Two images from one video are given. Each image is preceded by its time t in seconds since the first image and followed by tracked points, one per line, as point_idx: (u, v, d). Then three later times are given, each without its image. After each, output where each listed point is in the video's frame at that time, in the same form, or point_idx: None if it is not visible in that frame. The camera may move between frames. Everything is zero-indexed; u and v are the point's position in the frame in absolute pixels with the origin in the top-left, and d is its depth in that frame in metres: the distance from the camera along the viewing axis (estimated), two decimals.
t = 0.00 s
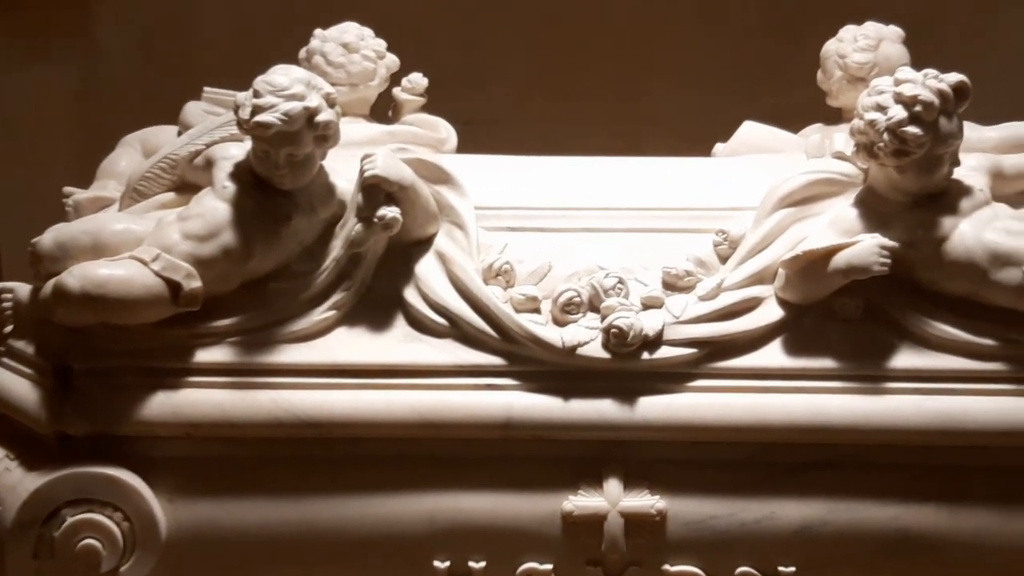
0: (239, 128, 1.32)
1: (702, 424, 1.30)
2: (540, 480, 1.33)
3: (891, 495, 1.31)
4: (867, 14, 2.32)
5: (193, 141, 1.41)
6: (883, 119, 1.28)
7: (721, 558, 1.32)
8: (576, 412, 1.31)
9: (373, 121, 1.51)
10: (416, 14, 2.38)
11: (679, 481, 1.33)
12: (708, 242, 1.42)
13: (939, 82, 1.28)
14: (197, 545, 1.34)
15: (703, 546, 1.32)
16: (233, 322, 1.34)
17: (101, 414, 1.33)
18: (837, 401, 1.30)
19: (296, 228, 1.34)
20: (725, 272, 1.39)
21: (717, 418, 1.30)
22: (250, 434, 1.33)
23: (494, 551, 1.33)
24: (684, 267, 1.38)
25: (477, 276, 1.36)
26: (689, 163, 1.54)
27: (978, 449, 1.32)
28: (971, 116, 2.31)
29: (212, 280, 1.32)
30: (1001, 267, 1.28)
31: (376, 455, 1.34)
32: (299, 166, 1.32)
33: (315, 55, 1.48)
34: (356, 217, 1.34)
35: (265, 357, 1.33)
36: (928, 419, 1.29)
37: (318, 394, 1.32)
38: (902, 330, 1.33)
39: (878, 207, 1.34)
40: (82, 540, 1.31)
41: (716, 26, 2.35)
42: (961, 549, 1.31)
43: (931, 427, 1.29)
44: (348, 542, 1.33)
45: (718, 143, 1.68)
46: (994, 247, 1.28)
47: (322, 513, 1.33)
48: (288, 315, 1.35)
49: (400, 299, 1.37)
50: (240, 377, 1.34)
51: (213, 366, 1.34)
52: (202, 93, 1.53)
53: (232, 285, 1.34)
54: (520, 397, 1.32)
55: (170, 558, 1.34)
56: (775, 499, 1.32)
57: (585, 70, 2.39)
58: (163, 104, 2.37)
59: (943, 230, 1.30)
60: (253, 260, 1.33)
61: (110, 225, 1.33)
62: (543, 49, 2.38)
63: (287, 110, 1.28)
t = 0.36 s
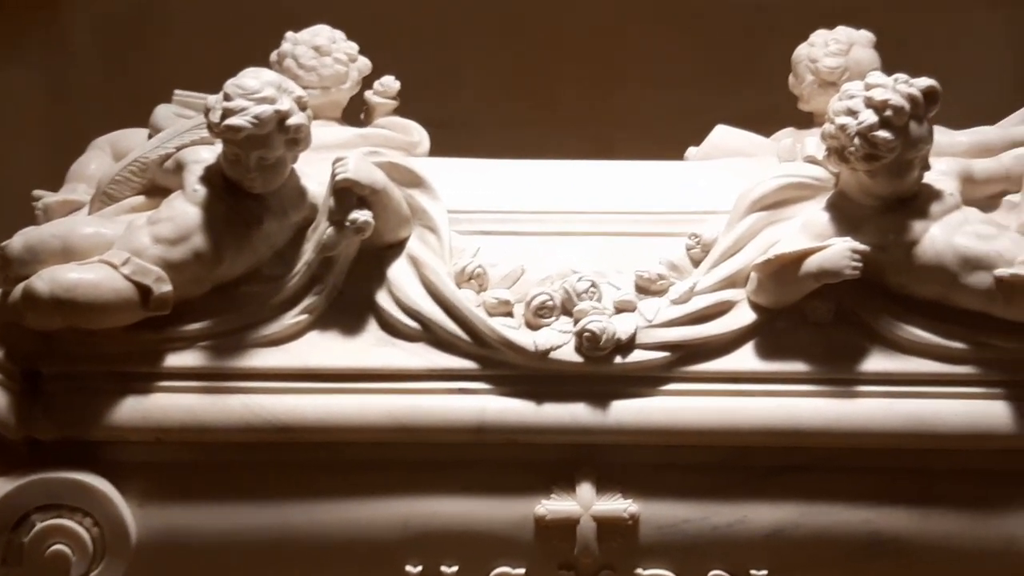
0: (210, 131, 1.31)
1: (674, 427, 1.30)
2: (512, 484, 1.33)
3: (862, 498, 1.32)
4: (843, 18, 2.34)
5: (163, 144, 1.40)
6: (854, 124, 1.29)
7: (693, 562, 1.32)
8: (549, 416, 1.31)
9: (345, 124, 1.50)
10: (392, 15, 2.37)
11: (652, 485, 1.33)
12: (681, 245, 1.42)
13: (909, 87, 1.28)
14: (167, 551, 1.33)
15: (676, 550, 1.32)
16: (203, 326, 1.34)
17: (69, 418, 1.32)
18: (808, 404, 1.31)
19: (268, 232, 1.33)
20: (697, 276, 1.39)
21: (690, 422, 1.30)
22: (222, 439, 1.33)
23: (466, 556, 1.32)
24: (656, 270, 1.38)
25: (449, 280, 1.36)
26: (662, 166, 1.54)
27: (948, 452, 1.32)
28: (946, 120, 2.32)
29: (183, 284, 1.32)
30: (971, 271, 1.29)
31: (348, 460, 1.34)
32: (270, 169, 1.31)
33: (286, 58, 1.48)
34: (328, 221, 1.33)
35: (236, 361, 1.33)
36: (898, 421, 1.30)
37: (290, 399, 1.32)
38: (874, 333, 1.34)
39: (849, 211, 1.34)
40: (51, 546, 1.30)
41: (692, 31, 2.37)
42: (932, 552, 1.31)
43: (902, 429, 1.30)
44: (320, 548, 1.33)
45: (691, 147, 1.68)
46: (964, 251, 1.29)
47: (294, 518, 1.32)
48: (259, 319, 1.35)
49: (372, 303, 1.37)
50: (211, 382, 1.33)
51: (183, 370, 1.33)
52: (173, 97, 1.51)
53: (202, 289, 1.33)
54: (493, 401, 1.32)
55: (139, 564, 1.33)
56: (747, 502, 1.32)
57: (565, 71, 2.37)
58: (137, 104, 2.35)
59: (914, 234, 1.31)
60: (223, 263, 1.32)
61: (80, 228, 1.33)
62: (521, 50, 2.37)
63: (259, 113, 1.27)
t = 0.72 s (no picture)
0: (145, 132, 1.29)
1: (613, 429, 1.30)
2: (450, 487, 1.32)
3: (800, 499, 1.32)
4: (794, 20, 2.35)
5: (97, 146, 1.39)
6: (791, 127, 1.30)
7: (633, 563, 1.32)
8: (488, 418, 1.31)
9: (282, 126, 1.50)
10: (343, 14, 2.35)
11: (592, 487, 1.33)
12: (621, 248, 1.43)
13: (845, 90, 1.29)
14: (102, 557, 1.31)
15: (616, 552, 1.32)
16: (139, 329, 1.32)
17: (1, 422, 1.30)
18: (746, 405, 1.31)
19: (204, 235, 1.32)
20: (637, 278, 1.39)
21: (629, 423, 1.31)
22: (158, 443, 1.31)
23: (405, 560, 1.32)
24: (596, 273, 1.38)
25: (388, 283, 1.35)
26: (602, 169, 1.54)
27: (885, 453, 1.33)
28: (894, 122, 2.34)
29: (119, 288, 1.30)
30: (906, 272, 1.30)
31: (286, 464, 1.33)
32: (205, 171, 1.30)
33: (222, 59, 1.46)
34: (266, 223, 1.32)
35: (172, 365, 1.31)
36: (836, 422, 1.30)
37: (227, 403, 1.31)
38: (811, 334, 1.34)
39: (786, 214, 1.35)
40: None
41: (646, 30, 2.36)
42: (869, 553, 1.32)
43: (840, 430, 1.30)
44: (258, 553, 1.31)
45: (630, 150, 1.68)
46: (899, 253, 1.30)
47: (231, 524, 1.31)
48: (196, 322, 1.34)
49: (310, 306, 1.36)
50: (148, 386, 1.32)
51: (118, 374, 1.32)
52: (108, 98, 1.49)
53: (138, 292, 1.32)
54: (433, 404, 1.31)
55: (73, 571, 1.31)
56: (686, 504, 1.32)
57: (518, 72, 2.37)
58: (84, 103, 2.31)
59: (850, 236, 1.32)
60: (159, 265, 1.31)
61: (12, 230, 1.31)
62: (474, 50, 2.37)
63: (194, 114, 1.26)
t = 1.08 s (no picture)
0: (74, 131, 1.27)
1: (548, 428, 1.30)
2: (384, 488, 1.32)
3: (734, 497, 1.33)
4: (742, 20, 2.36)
5: (25, 144, 1.36)
6: (724, 126, 1.30)
7: (568, 562, 1.32)
8: (423, 417, 1.31)
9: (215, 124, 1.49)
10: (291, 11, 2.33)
11: (527, 487, 1.32)
12: (556, 247, 1.43)
13: (778, 90, 1.30)
14: (30, 560, 1.29)
15: (550, 551, 1.32)
16: (68, 329, 1.31)
17: None
18: (680, 404, 1.32)
19: (134, 235, 1.31)
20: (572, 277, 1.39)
21: (563, 422, 1.31)
22: (88, 445, 1.30)
23: (340, 561, 1.31)
24: (531, 272, 1.38)
25: (322, 282, 1.34)
26: (538, 168, 1.54)
27: (817, 450, 1.34)
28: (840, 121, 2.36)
29: (47, 288, 1.28)
30: (838, 271, 1.31)
31: (219, 465, 1.32)
32: (136, 170, 1.29)
33: (153, 56, 1.45)
34: (198, 223, 1.31)
35: (101, 366, 1.30)
36: (769, 420, 1.31)
37: (158, 403, 1.30)
38: (745, 333, 1.35)
39: (720, 213, 1.36)
40: None
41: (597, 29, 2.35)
42: (802, 550, 1.33)
43: (771, 427, 1.31)
44: (190, 555, 1.30)
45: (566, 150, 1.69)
46: (831, 252, 1.31)
47: (161, 526, 1.29)
48: (126, 323, 1.32)
49: (243, 305, 1.35)
50: (77, 387, 1.30)
51: (47, 375, 1.30)
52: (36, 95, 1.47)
53: (67, 293, 1.30)
54: (366, 404, 1.31)
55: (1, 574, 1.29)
56: (620, 502, 1.32)
57: (469, 71, 2.36)
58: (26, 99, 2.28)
59: (783, 235, 1.32)
60: (88, 265, 1.29)
61: None
62: (424, 49, 2.35)
63: (124, 112, 1.24)
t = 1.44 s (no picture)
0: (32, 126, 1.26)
1: (511, 425, 1.30)
2: (346, 486, 1.31)
3: (697, 492, 1.33)
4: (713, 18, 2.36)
5: None
6: (687, 123, 1.29)
7: (532, 558, 1.32)
8: (386, 415, 1.30)
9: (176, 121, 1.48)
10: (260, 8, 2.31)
11: (491, 483, 1.32)
12: (519, 243, 1.43)
13: (740, 86, 1.29)
14: None
15: (514, 548, 1.32)
16: (28, 327, 1.29)
17: None
18: (644, 400, 1.32)
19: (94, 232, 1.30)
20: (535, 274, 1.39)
21: (526, 418, 1.30)
22: (49, 443, 1.29)
23: (303, 558, 1.31)
24: (494, 269, 1.38)
25: (284, 279, 1.34)
26: (502, 166, 1.55)
27: (780, 445, 1.35)
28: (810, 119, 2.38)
29: (6, 286, 1.27)
30: (800, 267, 1.31)
31: (181, 463, 1.31)
32: (95, 166, 1.28)
33: (113, 52, 1.45)
34: (158, 220, 1.29)
35: (61, 364, 1.29)
36: (732, 415, 1.32)
37: (119, 401, 1.28)
38: (708, 329, 1.35)
39: (683, 209, 1.36)
40: None
41: (569, 27, 2.34)
42: (766, 545, 1.33)
43: (735, 423, 1.32)
44: (152, 554, 1.29)
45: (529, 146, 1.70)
46: (793, 247, 1.31)
47: (122, 526, 1.28)
48: (86, 320, 1.31)
49: (205, 303, 1.34)
50: (37, 385, 1.29)
51: (6, 373, 1.28)
52: None
53: (26, 290, 1.29)
54: (330, 401, 1.30)
55: None
56: (584, 498, 1.32)
57: (440, 68, 2.36)
58: None
59: (746, 231, 1.32)
60: (47, 262, 1.28)
61: None
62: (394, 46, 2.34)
63: (83, 108, 1.23)
